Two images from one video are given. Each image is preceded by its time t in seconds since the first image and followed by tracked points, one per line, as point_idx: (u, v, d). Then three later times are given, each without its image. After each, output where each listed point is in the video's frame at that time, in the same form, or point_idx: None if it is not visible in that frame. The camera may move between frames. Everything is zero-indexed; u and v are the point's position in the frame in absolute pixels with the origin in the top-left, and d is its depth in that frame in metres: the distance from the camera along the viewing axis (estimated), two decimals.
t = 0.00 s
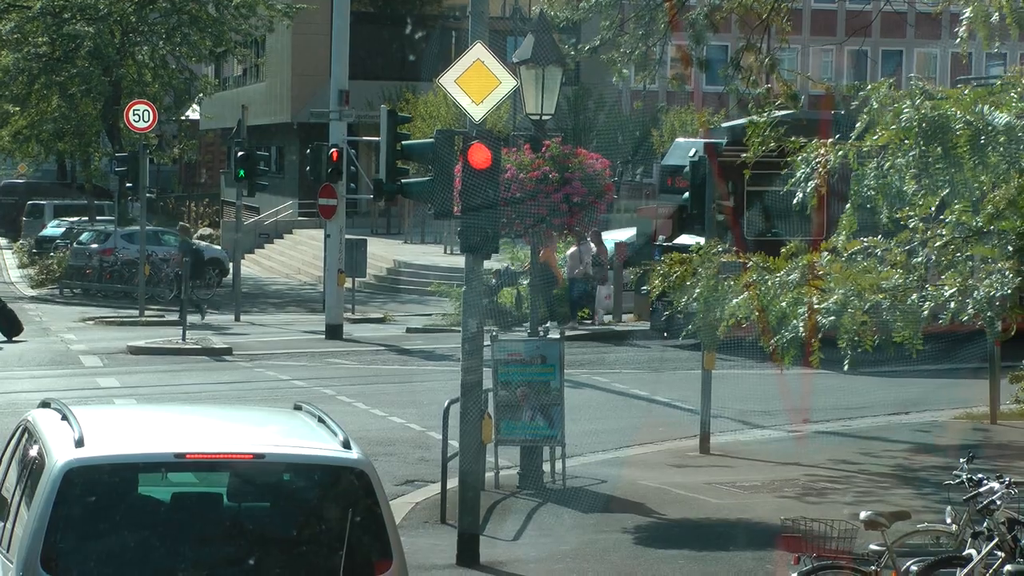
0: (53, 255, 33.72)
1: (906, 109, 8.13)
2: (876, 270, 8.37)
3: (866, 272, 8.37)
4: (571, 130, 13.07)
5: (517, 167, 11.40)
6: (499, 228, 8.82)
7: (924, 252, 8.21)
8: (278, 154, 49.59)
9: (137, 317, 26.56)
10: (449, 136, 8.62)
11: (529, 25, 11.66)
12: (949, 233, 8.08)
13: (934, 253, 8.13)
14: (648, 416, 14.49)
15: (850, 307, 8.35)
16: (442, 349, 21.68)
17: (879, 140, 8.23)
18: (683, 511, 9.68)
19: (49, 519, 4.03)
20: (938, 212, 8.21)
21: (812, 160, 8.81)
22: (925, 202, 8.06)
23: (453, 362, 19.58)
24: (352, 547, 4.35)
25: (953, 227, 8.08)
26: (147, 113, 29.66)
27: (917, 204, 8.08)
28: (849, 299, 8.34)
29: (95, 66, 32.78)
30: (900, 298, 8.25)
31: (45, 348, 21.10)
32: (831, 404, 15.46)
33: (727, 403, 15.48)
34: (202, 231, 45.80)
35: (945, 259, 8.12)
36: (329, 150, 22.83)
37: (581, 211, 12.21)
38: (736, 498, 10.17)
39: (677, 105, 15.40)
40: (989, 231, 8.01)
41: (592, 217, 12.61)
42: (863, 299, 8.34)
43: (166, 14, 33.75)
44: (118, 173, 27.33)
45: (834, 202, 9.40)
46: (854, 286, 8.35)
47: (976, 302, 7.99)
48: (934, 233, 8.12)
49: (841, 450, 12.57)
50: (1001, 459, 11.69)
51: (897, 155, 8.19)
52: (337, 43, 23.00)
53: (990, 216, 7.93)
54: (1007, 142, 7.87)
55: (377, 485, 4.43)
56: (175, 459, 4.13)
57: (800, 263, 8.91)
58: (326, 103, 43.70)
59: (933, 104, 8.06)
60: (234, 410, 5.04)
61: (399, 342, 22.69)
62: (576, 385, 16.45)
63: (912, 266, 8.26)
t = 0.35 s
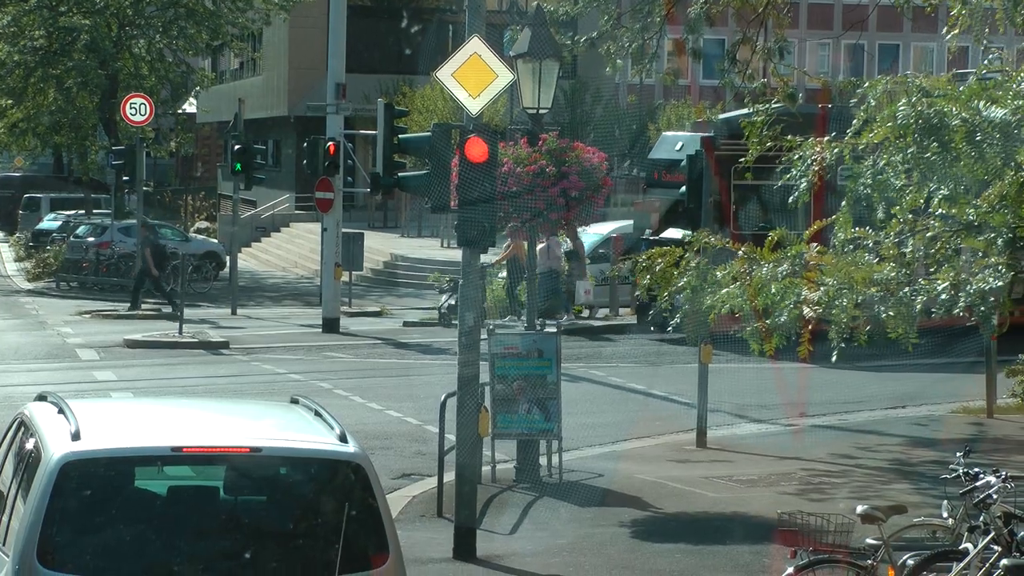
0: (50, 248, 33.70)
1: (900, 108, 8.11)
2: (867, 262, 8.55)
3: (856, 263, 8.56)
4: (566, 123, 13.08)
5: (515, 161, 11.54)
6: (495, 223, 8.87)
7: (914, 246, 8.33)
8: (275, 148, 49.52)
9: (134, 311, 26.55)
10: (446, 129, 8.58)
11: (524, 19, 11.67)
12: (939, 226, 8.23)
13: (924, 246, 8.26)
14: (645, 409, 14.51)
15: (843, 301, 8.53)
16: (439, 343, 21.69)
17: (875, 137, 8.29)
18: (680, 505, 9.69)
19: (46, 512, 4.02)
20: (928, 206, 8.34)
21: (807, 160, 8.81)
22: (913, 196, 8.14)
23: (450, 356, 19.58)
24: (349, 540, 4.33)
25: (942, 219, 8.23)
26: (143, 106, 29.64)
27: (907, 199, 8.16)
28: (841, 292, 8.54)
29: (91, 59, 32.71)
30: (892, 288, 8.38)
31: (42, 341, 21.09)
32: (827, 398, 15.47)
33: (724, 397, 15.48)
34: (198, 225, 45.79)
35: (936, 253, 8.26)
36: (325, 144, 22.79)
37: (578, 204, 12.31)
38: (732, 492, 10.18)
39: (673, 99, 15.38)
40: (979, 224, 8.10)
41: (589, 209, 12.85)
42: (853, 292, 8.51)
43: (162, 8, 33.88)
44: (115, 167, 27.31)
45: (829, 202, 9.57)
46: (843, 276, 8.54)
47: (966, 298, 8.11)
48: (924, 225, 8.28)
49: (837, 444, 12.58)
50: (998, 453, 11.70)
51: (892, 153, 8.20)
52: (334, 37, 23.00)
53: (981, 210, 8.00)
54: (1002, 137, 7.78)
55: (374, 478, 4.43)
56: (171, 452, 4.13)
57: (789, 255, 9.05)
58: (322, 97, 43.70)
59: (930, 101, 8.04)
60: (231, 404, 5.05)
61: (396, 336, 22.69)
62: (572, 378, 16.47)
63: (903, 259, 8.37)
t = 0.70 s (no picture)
0: (47, 245, 33.64)
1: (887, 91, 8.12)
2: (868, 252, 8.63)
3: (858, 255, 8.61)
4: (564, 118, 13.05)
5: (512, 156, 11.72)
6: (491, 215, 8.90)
7: (912, 238, 8.38)
8: (272, 144, 49.51)
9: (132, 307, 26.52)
10: (444, 124, 8.57)
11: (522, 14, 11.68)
12: (935, 221, 8.23)
13: (923, 239, 8.30)
14: (642, 404, 14.53)
15: (849, 292, 8.56)
16: (437, 338, 21.69)
17: (862, 119, 8.27)
18: (678, 500, 9.70)
19: (44, 508, 4.01)
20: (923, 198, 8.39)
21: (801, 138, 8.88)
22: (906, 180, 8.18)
23: (448, 352, 19.58)
24: (346, 537, 4.34)
25: (936, 213, 8.24)
26: (141, 102, 29.59)
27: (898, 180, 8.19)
28: (846, 282, 8.54)
29: (89, 55, 32.68)
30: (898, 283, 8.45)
31: (40, 338, 21.07)
32: (825, 393, 15.47)
33: (722, 392, 15.49)
34: (196, 221, 45.73)
35: (936, 245, 8.23)
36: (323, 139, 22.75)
37: (576, 201, 12.37)
38: (730, 488, 10.18)
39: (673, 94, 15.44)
40: (974, 217, 7.95)
41: (588, 206, 12.91)
42: (858, 287, 8.57)
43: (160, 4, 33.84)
44: (113, 163, 27.29)
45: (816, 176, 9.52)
46: (849, 265, 8.55)
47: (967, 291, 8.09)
48: (919, 220, 8.37)
49: (836, 439, 12.58)
50: (996, 448, 11.71)
51: (878, 135, 8.19)
52: (332, 34, 22.99)
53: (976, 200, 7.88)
54: (994, 124, 7.81)
55: (373, 475, 4.44)
56: (169, 448, 4.13)
57: (787, 245, 9.02)
58: (320, 92, 43.65)
59: (917, 85, 8.05)
60: (229, 399, 5.06)
61: (395, 332, 22.68)
62: (571, 374, 16.48)
63: (904, 251, 8.39)
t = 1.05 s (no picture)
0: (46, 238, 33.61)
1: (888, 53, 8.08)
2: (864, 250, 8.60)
3: (854, 250, 8.58)
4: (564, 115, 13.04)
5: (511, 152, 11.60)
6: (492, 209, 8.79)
7: (916, 233, 8.36)
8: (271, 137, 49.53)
9: (130, 301, 26.51)
10: (442, 120, 8.63)
11: (522, 9, 11.67)
12: (936, 216, 8.23)
13: (926, 235, 8.30)
14: (641, 399, 14.54)
15: (854, 294, 8.52)
16: (436, 332, 21.69)
17: (867, 98, 8.41)
18: (676, 495, 9.71)
19: (43, 501, 4.02)
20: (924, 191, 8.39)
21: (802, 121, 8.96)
22: (911, 167, 8.23)
23: (447, 346, 19.59)
24: (344, 531, 4.34)
25: (938, 210, 8.25)
26: (141, 96, 29.51)
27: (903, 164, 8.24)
28: (852, 285, 8.51)
29: (89, 49, 32.61)
30: (900, 282, 8.42)
31: (39, 331, 21.06)
32: (823, 388, 15.49)
33: (720, 387, 15.50)
34: (196, 214, 45.72)
35: (937, 241, 8.26)
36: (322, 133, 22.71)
37: (574, 196, 12.30)
38: (729, 482, 10.19)
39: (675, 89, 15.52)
40: (976, 212, 8.07)
41: (587, 201, 12.75)
42: (866, 286, 8.53)
43: None
44: (112, 156, 27.26)
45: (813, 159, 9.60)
46: (850, 267, 8.50)
47: (969, 286, 8.14)
48: (920, 215, 8.32)
49: (833, 435, 12.60)
50: (993, 444, 11.73)
51: (883, 113, 8.28)
52: (332, 28, 22.95)
53: (979, 189, 8.03)
54: (997, 108, 7.91)
55: (371, 468, 4.45)
56: (168, 441, 4.14)
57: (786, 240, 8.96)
58: (319, 87, 43.62)
59: (925, 66, 8.22)
60: (228, 393, 5.07)
61: (394, 326, 22.69)
62: (569, 369, 16.49)
63: (909, 249, 8.37)
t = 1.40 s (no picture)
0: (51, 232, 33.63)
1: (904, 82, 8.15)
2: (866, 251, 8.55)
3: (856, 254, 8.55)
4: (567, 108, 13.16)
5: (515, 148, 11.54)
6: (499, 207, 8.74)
7: (919, 236, 8.39)
8: (276, 132, 49.57)
9: (134, 295, 26.51)
10: (448, 115, 8.66)
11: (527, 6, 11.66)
12: (941, 215, 8.26)
13: (928, 237, 8.34)
14: (644, 396, 14.54)
15: (853, 293, 8.53)
16: (439, 328, 21.69)
17: (878, 113, 8.47)
18: (679, 492, 9.71)
19: (47, 495, 4.02)
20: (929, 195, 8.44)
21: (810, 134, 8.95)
22: (921, 176, 8.27)
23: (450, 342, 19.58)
24: (347, 526, 4.33)
25: (944, 207, 8.27)
26: (145, 90, 29.51)
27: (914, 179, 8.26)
28: (849, 283, 8.52)
29: (94, 43, 32.72)
30: (899, 283, 8.41)
31: (43, 324, 21.07)
32: (826, 386, 15.49)
33: (724, 384, 15.50)
34: (200, 209, 45.74)
35: (940, 243, 8.31)
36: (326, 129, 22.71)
37: (579, 191, 12.55)
38: (731, 480, 10.18)
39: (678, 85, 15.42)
40: (980, 212, 8.11)
41: (593, 197, 12.95)
42: (862, 284, 8.50)
43: None
44: (116, 151, 27.27)
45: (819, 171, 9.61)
46: (851, 270, 8.51)
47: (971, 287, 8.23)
48: (926, 216, 8.32)
49: (837, 432, 12.59)
50: (996, 442, 11.72)
51: (897, 130, 8.39)
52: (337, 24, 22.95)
53: (984, 195, 8.05)
54: (1007, 118, 7.99)
55: (374, 464, 4.44)
56: (172, 436, 4.13)
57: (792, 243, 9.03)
58: (324, 82, 43.63)
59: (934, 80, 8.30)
60: (231, 388, 5.06)
61: (397, 321, 22.68)
62: (573, 365, 16.50)
63: (909, 251, 8.41)
